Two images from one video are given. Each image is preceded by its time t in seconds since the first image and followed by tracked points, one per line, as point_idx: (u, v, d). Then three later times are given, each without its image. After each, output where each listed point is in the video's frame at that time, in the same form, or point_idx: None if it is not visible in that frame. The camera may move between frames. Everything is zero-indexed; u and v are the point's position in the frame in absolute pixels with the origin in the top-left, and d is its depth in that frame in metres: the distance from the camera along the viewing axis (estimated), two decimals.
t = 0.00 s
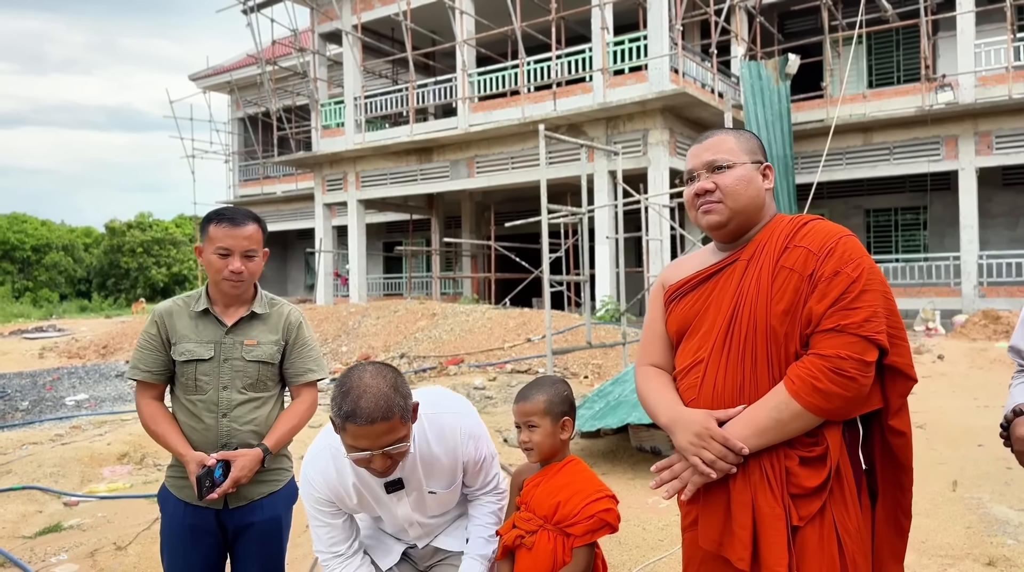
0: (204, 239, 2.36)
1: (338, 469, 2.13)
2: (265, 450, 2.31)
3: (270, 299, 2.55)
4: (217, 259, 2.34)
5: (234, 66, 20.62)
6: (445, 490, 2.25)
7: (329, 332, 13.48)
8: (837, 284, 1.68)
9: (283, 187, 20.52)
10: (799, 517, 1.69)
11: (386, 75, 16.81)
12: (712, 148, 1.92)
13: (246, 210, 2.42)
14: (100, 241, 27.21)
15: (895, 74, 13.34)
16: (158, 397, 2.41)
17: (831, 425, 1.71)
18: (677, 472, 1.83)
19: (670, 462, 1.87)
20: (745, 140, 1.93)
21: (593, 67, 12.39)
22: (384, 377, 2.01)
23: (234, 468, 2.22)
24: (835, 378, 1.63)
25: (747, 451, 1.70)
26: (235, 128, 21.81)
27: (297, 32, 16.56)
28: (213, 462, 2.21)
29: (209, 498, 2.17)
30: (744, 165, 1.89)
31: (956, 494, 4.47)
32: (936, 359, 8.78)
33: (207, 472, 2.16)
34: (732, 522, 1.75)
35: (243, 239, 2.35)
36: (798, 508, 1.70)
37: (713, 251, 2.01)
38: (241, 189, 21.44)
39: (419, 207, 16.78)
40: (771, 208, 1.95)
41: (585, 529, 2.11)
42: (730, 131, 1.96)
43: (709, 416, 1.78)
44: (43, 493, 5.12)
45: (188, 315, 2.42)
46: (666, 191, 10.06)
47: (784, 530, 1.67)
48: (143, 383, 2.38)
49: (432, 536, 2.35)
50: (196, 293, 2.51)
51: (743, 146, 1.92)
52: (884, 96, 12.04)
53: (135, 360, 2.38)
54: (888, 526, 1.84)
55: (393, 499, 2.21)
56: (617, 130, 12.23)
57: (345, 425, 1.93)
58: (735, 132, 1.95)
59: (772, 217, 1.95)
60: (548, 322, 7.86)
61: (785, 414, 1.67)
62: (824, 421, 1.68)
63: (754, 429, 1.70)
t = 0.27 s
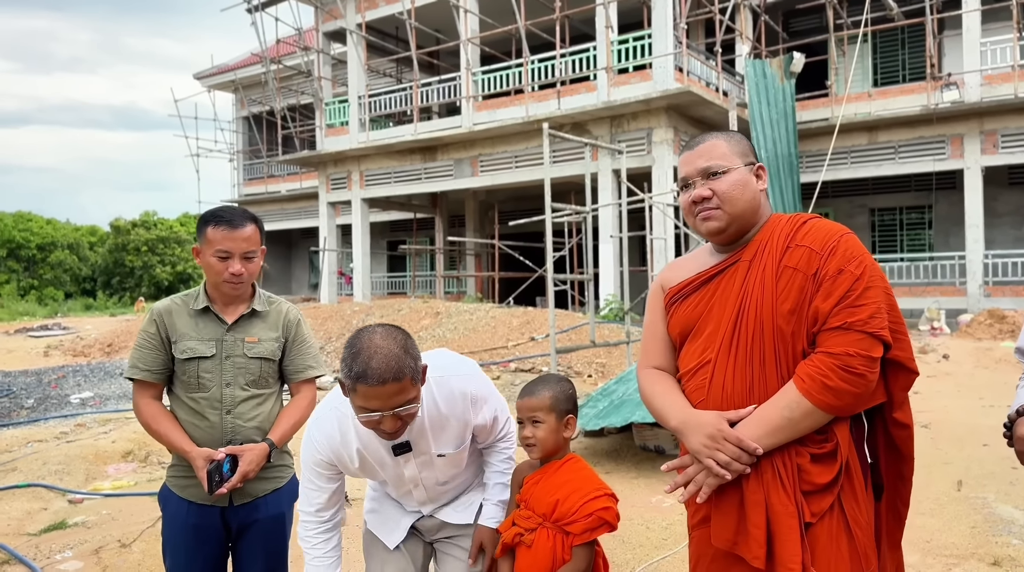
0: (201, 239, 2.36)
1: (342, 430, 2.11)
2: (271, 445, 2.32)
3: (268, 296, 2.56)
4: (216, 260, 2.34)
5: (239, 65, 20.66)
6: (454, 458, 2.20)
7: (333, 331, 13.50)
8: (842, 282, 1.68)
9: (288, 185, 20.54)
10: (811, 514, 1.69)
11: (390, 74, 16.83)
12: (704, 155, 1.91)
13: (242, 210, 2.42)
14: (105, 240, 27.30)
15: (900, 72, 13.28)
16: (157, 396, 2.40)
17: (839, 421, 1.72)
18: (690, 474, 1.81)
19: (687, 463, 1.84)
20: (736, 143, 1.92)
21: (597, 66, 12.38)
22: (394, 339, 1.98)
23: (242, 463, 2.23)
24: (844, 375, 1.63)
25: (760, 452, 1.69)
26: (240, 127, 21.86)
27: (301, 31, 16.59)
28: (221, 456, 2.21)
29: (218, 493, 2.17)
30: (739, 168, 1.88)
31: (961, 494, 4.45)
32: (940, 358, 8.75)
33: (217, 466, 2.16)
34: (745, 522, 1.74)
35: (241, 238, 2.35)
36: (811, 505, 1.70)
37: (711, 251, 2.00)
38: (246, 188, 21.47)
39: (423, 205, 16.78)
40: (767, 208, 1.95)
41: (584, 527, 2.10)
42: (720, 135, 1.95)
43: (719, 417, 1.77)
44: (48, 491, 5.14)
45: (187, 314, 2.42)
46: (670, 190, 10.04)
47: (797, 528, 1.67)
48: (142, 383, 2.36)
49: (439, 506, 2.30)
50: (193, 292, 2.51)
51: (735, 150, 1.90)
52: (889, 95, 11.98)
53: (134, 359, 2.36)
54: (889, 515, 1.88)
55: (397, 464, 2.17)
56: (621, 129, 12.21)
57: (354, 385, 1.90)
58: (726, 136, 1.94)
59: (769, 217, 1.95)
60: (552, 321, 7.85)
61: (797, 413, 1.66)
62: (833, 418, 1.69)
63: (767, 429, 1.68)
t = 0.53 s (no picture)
0: (200, 235, 2.36)
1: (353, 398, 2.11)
2: (276, 438, 2.32)
3: (268, 292, 2.57)
4: (217, 253, 2.35)
5: (245, 64, 20.71)
6: (466, 433, 2.14)
7: (338, 329, 13.52)
8: (853, 277, 1.65)
9: (293, 184, 20.58)
10: (817, 512, 1.67)
11: (396, 73, 16.84)
12: (700, 164, 1.88)
13: (240, 205, 2.43)
14: (111, 238, 27.43)
15: (907, 71, 13.21)
16: (159, 393, 2.39)
17: (849, 418, 1.70)
18: (696, 469, 1.80)
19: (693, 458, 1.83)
20: (732, 145, 1.89)
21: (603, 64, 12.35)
22: (410, 302, 1.97)
23: (247, 456, 2.23)
24: (854, 371, 1.60)
25: (768, 447, 1.68)
26: (246, 126, 21.92)
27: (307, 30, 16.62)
28: (227, 450, 2.21)
29: (224, 487, 2.17)
30: (737, 173, 1.85)
31: (968, 492, 4.42)
32: (947, 358, 8.71)
33: (223, 460, 2.16)
34: (751, 517, 1.73)
35: (241, 233, 2.35)
36: (817, 502, 1.68)
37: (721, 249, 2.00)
38: (251, 186, 21.52)
39: (429, 204, 16.79)
40: (772, 203, 1.92)
41: (588, 523, 1.98)
42: (714, 138, 1.91)
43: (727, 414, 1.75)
44: (54, 487, 5.16)
45: (188, 309, 2.41)
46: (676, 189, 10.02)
47: (803, 525, 1.65)
48: (143, 380, 2.35)
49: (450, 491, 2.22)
50: (193, 288, 2.50)
51: (731, 153, 1.87)
52: (896, 93, 11.90)
53: (136, 355, 2.34)
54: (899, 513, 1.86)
55: (408, 435, 2.13)
56: (627, 127, 12.17)
57: (370, 343, 1.88)
58: (720, 138, 1.90)
59: (775, 211, 1.93)
60: (557, 319, 7.84)
61: (805, 409, 1.64)
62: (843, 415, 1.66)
63: (774, 424, 1.67)
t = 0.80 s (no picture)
0: (205, 236, 2.38)
1: (363, 387, 2.13)
2: (275, 441, 2.33)
3: (273, 293, 2.58)
4: (220, 251, 2.36)
5: (252, 64, 20.78)
6: (474, 427, 2.14)
7: (345, 328, 13.56)
8: (856, 289, 1.63)
9: (300, 183, 20.62)
10: (811, 525, 1.67)
11: (403, 72, 16.88)
12: (710, 172, 1.87)
13: (244, 204, 2.43)
14: (120, 237, 27.58)
15: (916, 70, 13.14)
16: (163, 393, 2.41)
17: (847, 432, 1.67)
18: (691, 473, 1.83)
19: (683, 461, 1.86)
20: (743, 151, 1.87)
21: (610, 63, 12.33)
22: (422, 286, 1.99)
23: (245, 459, 2.24)
24: (849, 387, 1.59)
25: (757, 457, 1.69)
26: (254, 125, 21.99)
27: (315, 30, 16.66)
28: (224, 454, 2.22)
29: (220, 490, 2.18)
30: (748, 180, 1.84)
31: (974, 495, 4.40)
32: (955, 358, 8.65)
33: (218, 464, 2.17)
34: (742, 525, 1.77)
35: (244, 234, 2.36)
36: (812, 515, 1.68)
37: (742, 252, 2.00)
38: (259, 186, 21.58)
39: (435, 203, 16.81)
40: (789, 207, 1.90)
41: (589, 525, 1.99)
42: (726, 143, 1.89)
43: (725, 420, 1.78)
44: (62, 485, 5.20)
45: (193, 310, 2.43)
46: (683, 189, 10.00)
47: (793, 538, 1.66)
48: (148, 380, 2.38)
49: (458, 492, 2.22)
50: (199, 289, 2.52)
51: (742, 160, 1.85)
52: (905, 92, 11.82)
53: (141, 356, 2.38)
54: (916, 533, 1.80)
55: (418, 427, 2.15)
56: (634, 126, 12.15)
57: (381, 323, 1.90)
58: (731, 144, 1.88)
59: (794, 216, 1.90)
60: (563, 319, 7.83)
61: (797, 422, 1.65)
62: (839, 429, 1.65)
63: (765, 435, 1.69)
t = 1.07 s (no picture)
0: (210, 236, 2.39)
1: (366, 377, 2.15)
2: (277, 441, 2.35)
3: (278, 292, 2.59)
4: (226, 255, 2.38)
5: (261, 64, 20.88)
6: (475, 423, 2.15)
7: (352, 327, 13.60)
8: (856, 292, 1.62)
9: (309, 183, 20.68)
10: (804, 532, 1.69)
11: (410, 72, 16.92)
12: (725, 169, 1.88)
13: (250, 205, 2.44)
14: (129, 236, 27.76)
15: (926, 68, 13.06)
16: (169, 390, 2.45)
17: (845, 441, 1.66)
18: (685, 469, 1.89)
19: (680, 457, 1.92)
20: (759, 147, 1.86)
21: (618, 63, 12.32)
22: (418, 277, 2.00)
23: (247, 459, 2.27)
24: (840, 394, 1.59)
25: (747, 459, 1.73)
26: (263, 125, 22.08)
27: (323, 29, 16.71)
28: (226, 453, 2.25)
29: (223, 489, 2.21)
30: (763, 177, 1.83)
31: (980, 496, 4.38)
32: (963, 358, 8.60)
33: (221, 463, 2.20)
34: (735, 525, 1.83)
35: (249, 236, 2.38)
36: (805, 522, 1.69)
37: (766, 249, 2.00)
38: (268, 185, 21.65)
39: (443, 203, 16.85)
40: (808, 204, 1.88)
41: (589, 523, 2.00)
42: (742, 139, 1.89)
43: (723, 419, 1.82)
44: (71, 482, 5.25)
45: (198, 309, 2.46)
46: (690, 188, 9.98)
47: (782, 542, 1.69)
48: (154, 377, 2.42)
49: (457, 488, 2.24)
50: (205, 287, 2.54)
51: (758, 157, 1.85)
52: (914, 91, 11.75)
53: (147, 353, 2.41)
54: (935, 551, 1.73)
55: (418, 422, 2.16)
56: (641, 126, 12.13)
57: (382, 316, 1.91)
58: (747, 141, 1.88)
59: (813, 213, 1.88)
60: (569, 319, 7.83)
61: (787, 427, 1.67)
62: (833, 436, 1.65)
63: (755, 439, 1.72)
